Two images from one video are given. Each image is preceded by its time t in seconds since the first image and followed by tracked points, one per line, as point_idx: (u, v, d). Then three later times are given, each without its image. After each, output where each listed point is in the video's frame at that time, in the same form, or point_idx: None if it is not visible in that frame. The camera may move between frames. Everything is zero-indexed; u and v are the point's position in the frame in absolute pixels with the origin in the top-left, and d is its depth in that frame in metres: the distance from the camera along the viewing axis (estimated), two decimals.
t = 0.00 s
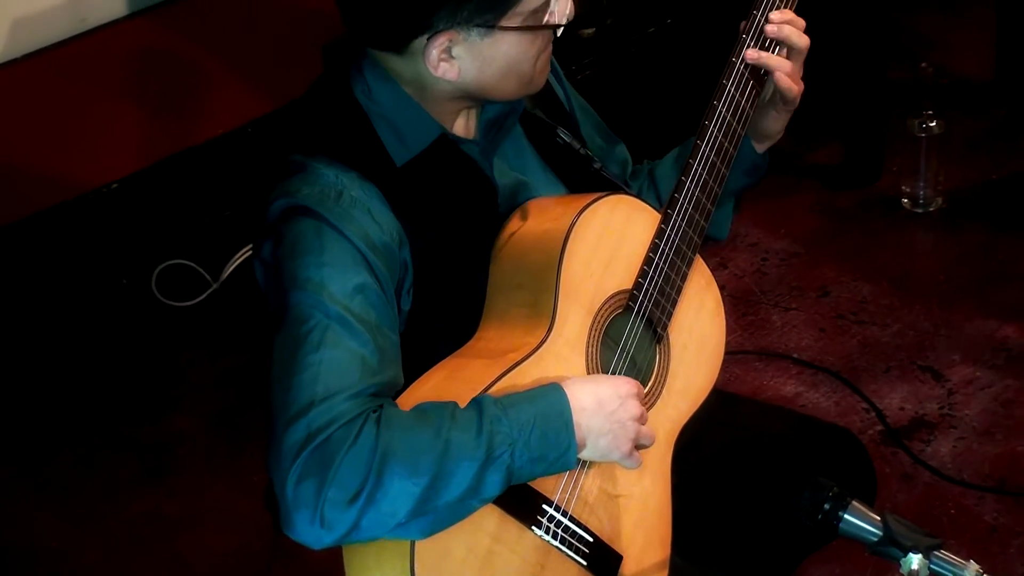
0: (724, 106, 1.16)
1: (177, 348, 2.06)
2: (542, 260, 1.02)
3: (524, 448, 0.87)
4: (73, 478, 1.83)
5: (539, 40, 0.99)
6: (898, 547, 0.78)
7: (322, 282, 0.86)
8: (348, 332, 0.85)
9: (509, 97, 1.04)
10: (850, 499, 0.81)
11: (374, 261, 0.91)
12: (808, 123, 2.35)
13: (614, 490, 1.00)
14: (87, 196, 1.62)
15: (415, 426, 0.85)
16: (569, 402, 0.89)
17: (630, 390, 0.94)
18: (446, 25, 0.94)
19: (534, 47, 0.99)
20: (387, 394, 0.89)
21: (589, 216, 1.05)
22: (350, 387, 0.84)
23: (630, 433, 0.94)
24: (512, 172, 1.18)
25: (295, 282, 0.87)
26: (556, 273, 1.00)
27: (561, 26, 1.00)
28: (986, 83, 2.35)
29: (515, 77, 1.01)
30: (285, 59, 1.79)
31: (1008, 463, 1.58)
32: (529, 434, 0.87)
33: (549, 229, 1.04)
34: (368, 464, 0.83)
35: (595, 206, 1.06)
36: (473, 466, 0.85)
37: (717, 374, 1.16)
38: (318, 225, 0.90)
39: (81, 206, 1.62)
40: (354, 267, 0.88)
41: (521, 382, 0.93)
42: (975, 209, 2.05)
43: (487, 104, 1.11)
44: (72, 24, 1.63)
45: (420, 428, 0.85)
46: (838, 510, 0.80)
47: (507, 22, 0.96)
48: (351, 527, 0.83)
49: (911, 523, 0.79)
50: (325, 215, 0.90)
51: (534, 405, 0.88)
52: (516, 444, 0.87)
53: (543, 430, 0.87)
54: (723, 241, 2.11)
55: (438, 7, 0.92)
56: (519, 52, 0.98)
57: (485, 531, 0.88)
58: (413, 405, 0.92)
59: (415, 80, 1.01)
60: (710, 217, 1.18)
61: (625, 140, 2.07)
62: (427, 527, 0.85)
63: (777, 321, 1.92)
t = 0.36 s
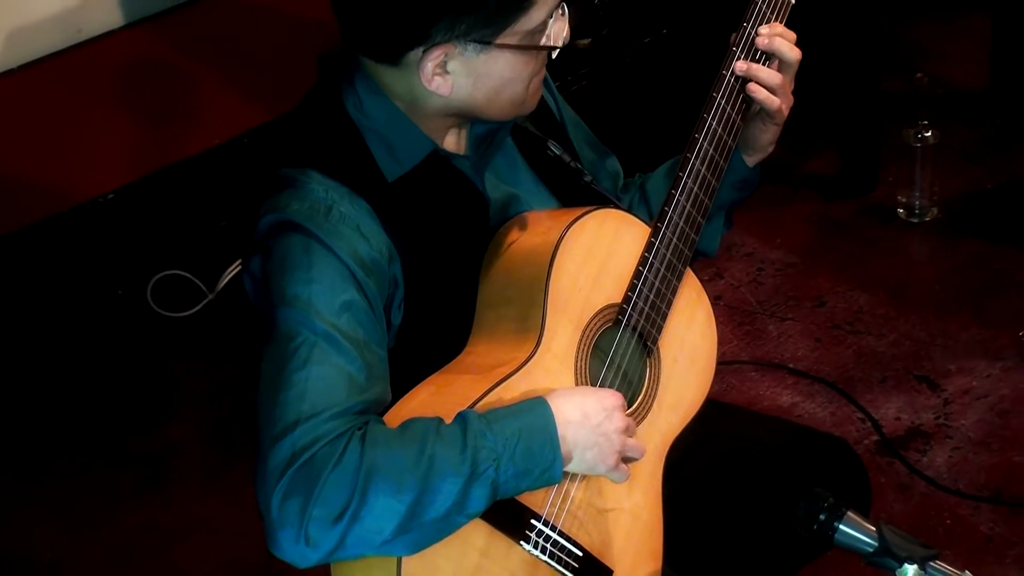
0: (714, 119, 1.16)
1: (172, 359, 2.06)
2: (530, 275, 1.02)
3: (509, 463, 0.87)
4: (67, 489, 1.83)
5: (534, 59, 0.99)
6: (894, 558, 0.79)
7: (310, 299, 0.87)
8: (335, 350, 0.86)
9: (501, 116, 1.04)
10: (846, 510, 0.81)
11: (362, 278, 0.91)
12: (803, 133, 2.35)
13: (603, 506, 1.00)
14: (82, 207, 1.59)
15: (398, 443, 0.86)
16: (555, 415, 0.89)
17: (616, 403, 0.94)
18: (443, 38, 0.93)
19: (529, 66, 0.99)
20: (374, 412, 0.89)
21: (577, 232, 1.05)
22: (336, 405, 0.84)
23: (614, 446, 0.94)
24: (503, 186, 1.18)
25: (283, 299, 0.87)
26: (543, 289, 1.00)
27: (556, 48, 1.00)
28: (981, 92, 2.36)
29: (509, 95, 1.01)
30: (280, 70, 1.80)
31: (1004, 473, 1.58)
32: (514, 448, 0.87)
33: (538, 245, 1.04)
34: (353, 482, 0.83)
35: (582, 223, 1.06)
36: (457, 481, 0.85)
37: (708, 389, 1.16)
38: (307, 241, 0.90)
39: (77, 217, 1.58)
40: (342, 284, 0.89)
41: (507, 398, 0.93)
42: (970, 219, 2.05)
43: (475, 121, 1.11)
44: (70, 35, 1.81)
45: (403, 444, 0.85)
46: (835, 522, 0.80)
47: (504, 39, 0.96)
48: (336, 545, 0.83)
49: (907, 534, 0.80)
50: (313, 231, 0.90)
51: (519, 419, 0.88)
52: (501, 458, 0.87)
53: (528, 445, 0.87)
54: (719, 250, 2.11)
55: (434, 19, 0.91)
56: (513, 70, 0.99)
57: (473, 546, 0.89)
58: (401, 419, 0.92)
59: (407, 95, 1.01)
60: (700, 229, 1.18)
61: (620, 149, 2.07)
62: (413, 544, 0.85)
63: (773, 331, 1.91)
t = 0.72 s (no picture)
0: (707, 127, 1.16)
1: (167, 371, 2.05)
2: (523, 288, 1.02)
3: (501, 469, 0.87)
4: (62, 502, 1.82)
5: (526, 71, 0.99)
6: (890, 568, 0.84)
7: (302, 316, 0.87)
8: (328, 365, 0.86)
9: (495, 128, 1.05)
10: (841, 522, 0.87)
11: (354, 293, 0.92)
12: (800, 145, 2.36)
13: (600, 516, 1.00)
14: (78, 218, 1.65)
15: (389, 453, 0.85)
16: (545, 421, 0.89)
17: (608, 405, 0.94)
18: (433, 54, 0.94)
19: (521, 78, 1.00)
20: (367, 426, 0.89)
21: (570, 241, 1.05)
22: (328, 420, 0.85)
23: (609, 448, 0.94)
24: (499, 195, 1.19)
25: (275, 316, 0.87)
26: (537, 301, 1.00)
27: (547, 58, 1.00)
28: (976, 104, 2.36)
29: (502, 107, 1.02)
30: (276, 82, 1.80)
31: (1001, 485, 1.58)
32: (505, 454, 0.87)
33: (531, 256, 1.04)
34: (344, 495, 0.83)
35: (575, 233, 1.06)
36: (449, 489, 0.85)
37: (703, 401, 1.16)
38: (299, 258, 0.90)
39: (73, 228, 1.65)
40: (334, 300, 0.89)
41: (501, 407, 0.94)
42: (966, 230, 2.05)
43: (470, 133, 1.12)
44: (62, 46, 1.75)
45: (394, 454, 0.85)
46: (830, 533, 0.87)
47: (495, 52, 0.96)
48: (329, 559, 0.84)
49: (903, 548, 0.85)
50: (305, 248, 0.91)
51: (510, 425, 0.88)
52: (492, 464, 0.86)
53: (519, 450, 0.87)
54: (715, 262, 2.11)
55: (424, 37, 0.91)
56: (506, 83, 0.99)
57: (469, 558, 0.89)
58: (395, 431, 0.92)
59: (400, 110, 1.01)
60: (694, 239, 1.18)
61: (616, 162, 2.07)
62: (407, 554, 0.85)
63: (769, 343, 1.91)
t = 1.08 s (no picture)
0: (704, 139, 1.17)
1: (164, 386, 2.05)
2: (520, 300, 1.02)
3: (500, 477, 0.86)
4: (57, 516, 1.82)
5: (512, 80, 1.00)
6: None
7: (297, 326, 0.87)
8: (323, 375, 0.86)
9: (481, 137, 1.05)
10: (838, 537, 0.90)
11: (349, 303, 0.92)
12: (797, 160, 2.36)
13: (599, 528, 0.99)
14: (74, 233, 1.70)
15: (387, 463, 0.85)
16: (545, 427, 0.89)
17: (610, 409, 0.94)
18: (419, 62, 0.94)
19: (507, 87, 1.00)
20: (365, 435, 0.89)
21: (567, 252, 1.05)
22: (324, 429, 0.85)
23: (610, 453, 0.94)
24: (492, 209, 1.20)
25: (270, 327, 0.88)
26: (536, 312, 1.00)
27: (533, 69, 1.00)
28: (973, 119, 2.37)
29: (488, 116, 1.02)
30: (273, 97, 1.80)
31: (998, 501, 1.57)
32: (504, 462, 0.86)
33: (529, 266, 1.04)
34: (341, 504, 0.83)
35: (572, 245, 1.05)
36: (448, 498, 0.84)
37: (699, 416, 1.15)
38: (293, 268, 0.90)
39: (69, 242, 1.69)
40: (329, 309, 0.89)
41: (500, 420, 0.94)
42: (963, 246, 2.05)
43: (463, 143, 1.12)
44: (59, 61, 1.76)
45: (391, 463, 0.85)
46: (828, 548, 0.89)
47: (480, 61, 0.96)
48: (327, 569, 0.83)
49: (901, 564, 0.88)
50: (299, 257, 0.91)
51: (509, 434, 0.88)
52: (491, 473, 0.86)
53: (518, 458, 0.87)
54: (712, 277, 2.11)
55: (410, 45, 0.92)
56: (491, 92, 0.99)
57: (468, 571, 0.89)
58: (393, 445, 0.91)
59: (390, 118, 1.01)
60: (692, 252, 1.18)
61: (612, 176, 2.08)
62: (407, 562, 0.85)
63: (766, 357, 1.91)
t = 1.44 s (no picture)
0: (695, 152, 1.17)
1: (161, 402, 2.04)
2: (512, 315, 1.02)
3: (491, 491, 0.86)
4: (52, 533, 1.81)
5: (506, 105, 1.00)
6: None
7: (289, 346, 0.87)
8: (316, 395, 0.86)
9: (474, 160, 1.05)
10: (836, 555, 0.86)
11: (341, 322, 0.92)
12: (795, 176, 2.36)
13: (595, 542, 0.99)
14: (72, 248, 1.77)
15: (378, 479, 0.85)
16: (535, 440, 0.89)
17: (598, 422, 0.93)
18: (413, 85, 0.94)
19: (501, 111, 1.00)
20: (358, 454, 0.89)
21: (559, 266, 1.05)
22: (317, 449, 0.85)
23: (601, 465, 0.94)
24: (483, 225, 1.19)
25: (262, 347, 0.88)
26: (529, 328, 1.00)
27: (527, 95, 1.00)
28: (969, 135, 2.38)
29: (482, 139, 1.02)
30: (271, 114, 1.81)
31: (995, 517, 1.57)
32: (495, 476, 0.86)
33: (522, 282, 1.04)
34: (334, 523, 0.83)
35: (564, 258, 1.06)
36: (440, 513, 0.84)
37: (694, 428, 1.15)
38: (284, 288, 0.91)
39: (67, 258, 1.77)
40: (321, 329, 0.89)
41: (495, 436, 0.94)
42: (961, 262, 2.06)
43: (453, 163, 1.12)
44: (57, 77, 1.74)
45: (383, 479, 0.85)
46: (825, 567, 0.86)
47: (474, 85, 0.97)
48: None
49: None
50: (292, 278, 0.91)
51: (498, 447, 0.87)
52: (482, 486, 0.86)
53: (509, 472, 0.87)
54: (709, 293, 2.11)
55: (404, 67, 0.92)
56: (484, 117, 1.00)
57: None
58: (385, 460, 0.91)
59: (383, 139, 1.01)
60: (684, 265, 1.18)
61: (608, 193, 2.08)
62: None
63: (763, 374, 1.91)
